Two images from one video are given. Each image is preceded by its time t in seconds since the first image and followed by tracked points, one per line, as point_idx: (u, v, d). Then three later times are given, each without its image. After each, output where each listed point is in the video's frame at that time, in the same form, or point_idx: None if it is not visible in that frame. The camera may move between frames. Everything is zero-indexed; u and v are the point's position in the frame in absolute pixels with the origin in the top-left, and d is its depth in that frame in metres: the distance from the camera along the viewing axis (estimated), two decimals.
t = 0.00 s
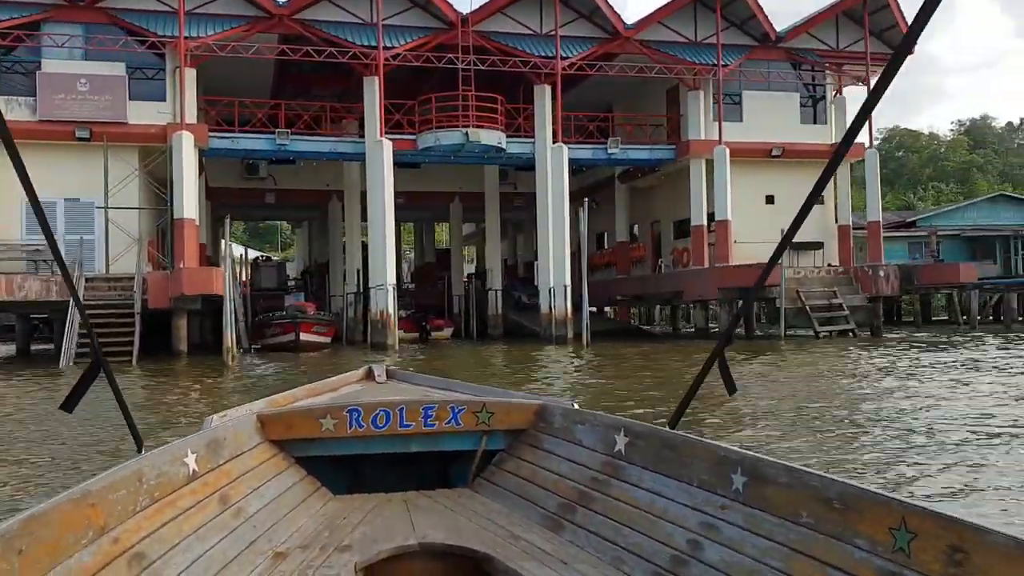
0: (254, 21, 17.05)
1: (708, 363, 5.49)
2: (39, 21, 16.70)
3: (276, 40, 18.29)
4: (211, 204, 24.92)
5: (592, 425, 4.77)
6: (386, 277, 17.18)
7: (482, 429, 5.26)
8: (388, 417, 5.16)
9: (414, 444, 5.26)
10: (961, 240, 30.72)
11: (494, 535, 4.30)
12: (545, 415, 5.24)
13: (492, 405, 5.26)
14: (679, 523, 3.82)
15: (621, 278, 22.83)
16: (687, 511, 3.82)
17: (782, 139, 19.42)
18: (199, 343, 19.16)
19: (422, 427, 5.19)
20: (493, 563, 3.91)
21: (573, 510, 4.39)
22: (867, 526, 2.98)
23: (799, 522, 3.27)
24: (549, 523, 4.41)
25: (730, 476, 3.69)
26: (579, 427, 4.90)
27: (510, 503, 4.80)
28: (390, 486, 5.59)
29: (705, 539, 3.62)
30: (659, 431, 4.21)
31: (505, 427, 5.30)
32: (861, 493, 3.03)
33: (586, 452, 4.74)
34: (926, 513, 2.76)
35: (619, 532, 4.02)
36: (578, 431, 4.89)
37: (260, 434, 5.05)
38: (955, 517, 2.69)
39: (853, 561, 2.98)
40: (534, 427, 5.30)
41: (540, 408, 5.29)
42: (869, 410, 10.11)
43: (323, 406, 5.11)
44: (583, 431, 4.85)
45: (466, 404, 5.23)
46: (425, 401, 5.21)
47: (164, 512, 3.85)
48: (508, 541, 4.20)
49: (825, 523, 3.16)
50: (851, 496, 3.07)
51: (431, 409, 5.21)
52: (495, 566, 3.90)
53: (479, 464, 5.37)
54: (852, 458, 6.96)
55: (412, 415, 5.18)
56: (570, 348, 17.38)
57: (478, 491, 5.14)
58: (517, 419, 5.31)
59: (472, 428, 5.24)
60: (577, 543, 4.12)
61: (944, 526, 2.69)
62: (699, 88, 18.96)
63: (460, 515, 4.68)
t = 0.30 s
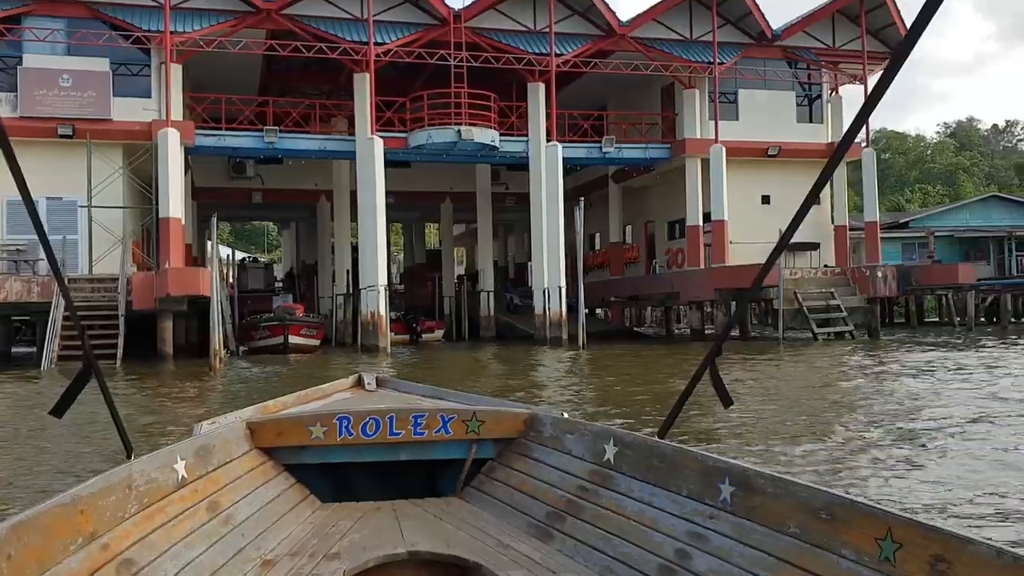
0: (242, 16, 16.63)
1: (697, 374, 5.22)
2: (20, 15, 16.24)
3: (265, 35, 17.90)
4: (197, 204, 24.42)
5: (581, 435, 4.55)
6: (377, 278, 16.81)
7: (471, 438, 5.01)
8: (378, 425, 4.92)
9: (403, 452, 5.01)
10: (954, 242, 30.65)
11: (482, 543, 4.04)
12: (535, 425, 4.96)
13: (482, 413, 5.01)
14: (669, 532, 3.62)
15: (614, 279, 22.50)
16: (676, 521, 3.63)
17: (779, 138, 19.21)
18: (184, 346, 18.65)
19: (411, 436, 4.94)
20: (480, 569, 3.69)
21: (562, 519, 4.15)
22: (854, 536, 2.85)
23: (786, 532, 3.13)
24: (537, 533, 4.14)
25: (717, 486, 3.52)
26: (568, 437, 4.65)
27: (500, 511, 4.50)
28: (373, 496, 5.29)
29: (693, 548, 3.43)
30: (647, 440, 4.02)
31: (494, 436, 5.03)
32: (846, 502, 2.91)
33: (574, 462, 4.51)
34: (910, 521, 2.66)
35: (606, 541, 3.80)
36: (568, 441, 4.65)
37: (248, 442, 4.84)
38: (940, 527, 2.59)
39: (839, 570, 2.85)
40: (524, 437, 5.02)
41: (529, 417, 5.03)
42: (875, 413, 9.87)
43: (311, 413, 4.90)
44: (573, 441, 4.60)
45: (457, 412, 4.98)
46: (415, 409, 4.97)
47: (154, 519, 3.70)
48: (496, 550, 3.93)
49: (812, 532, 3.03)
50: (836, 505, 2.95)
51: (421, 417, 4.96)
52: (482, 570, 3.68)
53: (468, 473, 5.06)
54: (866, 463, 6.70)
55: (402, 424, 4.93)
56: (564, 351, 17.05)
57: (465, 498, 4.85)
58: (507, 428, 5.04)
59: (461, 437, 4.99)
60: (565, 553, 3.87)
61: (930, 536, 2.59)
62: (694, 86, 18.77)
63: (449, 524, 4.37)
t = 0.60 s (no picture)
0: (237, 10, 16.25)
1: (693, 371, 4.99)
2: (10, 8, 15.87)
3: (261, 30, 17.54)
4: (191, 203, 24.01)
5: (579, 433, 4.56)
6: (376, 277, 16.50)
7: (471, 441, 4.88)
8: (378, 431, 4.77)
9: (402, 458, 4.85)
10: (955, 241, 30.46)
11: (485, 545, 4.06)
12: (534, 426, 4.89)
13: (482, 415, 4.90)
14: (668, 529, 3.71)
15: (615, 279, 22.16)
16: (676, 517, 3.72)
17: (783, 136, 18.94)
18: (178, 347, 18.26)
19: (411, 441, 4.79)
20: (484, 571, 3.73)
21: (563, 519, 4.17)
22: (852, 527, 2.97)
23: (785, 526, 3.25)
24: (538, 533, 4.15)
25: (716, 482, 3.63)
26: (566, 435, 4.65)
27: (501, 514, 4.45)
28: (374, 503, 5.02)
29: (693, 544, 3.54)
30: (647, 437, 4.11)
31: (494, 437, 4.92)
32: (847, 494, 3.03)
33: (573, 459, 4.53)
34: (908, 512, 2.79)
35: (608, 539, 3.87)
36: (566, 439, 4.64)
37: (248, 451, 4.70)
38: (935, 517, 2.72)
39: (837, 561, 2.98)
40: (524, 437, 4.93)
41: (530, 417, 4.94)
42: (885, 412, 9.65)
43: (309, 420, 4.73)
44: (573, 440, 4.59)
45: (456, 415, 4.86)
46: (414, 413, 4.82)
47: (155, 531, 3.69)
48: (499, 551, 3.97)
49: (811, 526, 3.15)
50: (835, 499, 3.07)
51: (420, 421, 4.81)
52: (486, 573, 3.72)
53: (468, 475, 4.93)
54: (881, 462, 6.52)
55: (402, 428, 4.78)
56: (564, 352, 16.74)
57: (466, 501, 4.74)
58: (506, 429, 4.94)
59: (462, 440, 4.86)
60: (567, 552, 3.92)
61: (926, 526, 2.72)
62: (697, 83, 18.47)
63: (451, 526, 4.34)
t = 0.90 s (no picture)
0: (235, 5, 15.91)
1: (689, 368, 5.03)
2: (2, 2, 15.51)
3: (259, 25, 17.18)
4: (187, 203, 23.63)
5: (586, 423, 4.49)
6: (376, 277, 16.16)
7: (477, 434, 4.85)
8: (384, 427, 4.71)
9: (409, 454, 4.81)
10: (958, 241, 30.29)
11: (493, 538, 4.03)
12: (539, 416, 4.85)
13: (487, 408, 4.85)
14: (675, 515, 3.66)
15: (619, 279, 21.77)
16: (682, 504, 3.67)
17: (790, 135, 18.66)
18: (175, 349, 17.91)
19: (417, 436, 4.74)
20: (493, 566, 3.68)
21: (571, 509, 4.14)
22: (857, 508, 2.91)
23: (792, 508, 3.17)
24: (546, 523, 4.15)
25: (722, 466, 3.55)
26: (572, 426, 4.60)
27: (509, 504, 4.47)
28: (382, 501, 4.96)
29: (701, 530, 3.48)
30: (652, 424, 4.02)
31: (500, 430, 4.89)
32: (852, 475, 2.96)
33: (580, 451, 4.47)
34: (916, 492, 2.71)
35: (616, 529, 3.83)
36: (572, 430, 4.59)
37: (255, 452, 4.54)
38: (942, 495, 2.65)
39: (844, 544, 2.91)
40: (529, 428, 4.90)
41: (535, 408, 4.90)
42: (899, 413, 9.45)
43: (315, 418, 4.63)
44: (579, 430, 4.54)
45: (461, 408, 4.80)
46: (419, 408, 4.77)
47: (163, 537, 3.49)
48: (508, 543, 3.95)
49: (817, 508, 3.08)
50: (841, 480, 3.00)
51: (426, 415, 4.77)
52: (495, 568, 3.67)
53: (475, 468, 4.92)
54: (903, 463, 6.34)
55: (408, 423, 4.74)
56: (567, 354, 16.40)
57: (474, 495, 4.76)
58: (511, 421, 4.90)
59: (467, 433, 4.82)
60: (577, 542, 3.90)
61: (932, 505, 2.65)
62: (702, 81, 18.17)
63: (458, 519, 4.34)
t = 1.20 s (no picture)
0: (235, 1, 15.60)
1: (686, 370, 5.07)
2: None
3: (260, 22, 16.85)
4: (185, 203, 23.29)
5: (588, 422, 4.50)
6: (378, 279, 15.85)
7: (480, 434, 4.79)
8: (387, 429, 4.60)
9: (412, 455, 4.71)
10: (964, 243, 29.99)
11: (497, 537, 4.05)
12: (542, 415, 4.83)
13: (489, 407, 4.78)
14: (679, 514, 3.71)
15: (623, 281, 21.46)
16: (686, 501, 3.71)
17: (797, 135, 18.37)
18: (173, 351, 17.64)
19: (420, 437, 4.64)
20: (497, 566, 3.71)
21: (575, 508, 4.17)
22: (858, 503, 2.99)
23: (794, 505, 3.24)
24: (550, 522, 4.17)
25: (725, 463, 3.62)
26: (576, 425, 4.60)
27: (512, 504, 4.48)
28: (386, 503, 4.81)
29: (704, 528, 3.54)
30: (654, 422, 4.06)
31: (502, 429, 4.84)
32: (854, 470, 3.04)
33: (582, 449, 4.47)
34: (920, 488, 2.78)
35: (619, 527, 3.87)
36: (574, 429, 4.59)
37: (258, 456, 4.42)
38: (945, 491, 2.73)
39: (848, 539, 2.99)
40: (533, 428, 4.87)
41: (538, 406, 4.87)
42: (914, 417, 9.22)
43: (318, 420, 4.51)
44: (582, 428, 4.54)
45: (463, 408, 4.72)
46: (421, 409, 4.67)
47: (168, 542, 3.48)
48: (512, 543, 3.98)
49: (819, 504, 3.15)
50: (843, 477, 3.07)
51: (428, 416, 4.66)
52: (499, 569, 3.70)
53: (478, 469, 4.85)
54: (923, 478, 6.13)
55: (410, 424, 4.63)
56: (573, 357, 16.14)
57: (479, 495, 4.75)
58: (514, 420, 4.86)
59: (471, 433, 4.75)
60: (581, 541, 3.93)
61: (935, 500, 2.72)
62: (709, 79, 17.88)
63: (462, 520, 4.34)
